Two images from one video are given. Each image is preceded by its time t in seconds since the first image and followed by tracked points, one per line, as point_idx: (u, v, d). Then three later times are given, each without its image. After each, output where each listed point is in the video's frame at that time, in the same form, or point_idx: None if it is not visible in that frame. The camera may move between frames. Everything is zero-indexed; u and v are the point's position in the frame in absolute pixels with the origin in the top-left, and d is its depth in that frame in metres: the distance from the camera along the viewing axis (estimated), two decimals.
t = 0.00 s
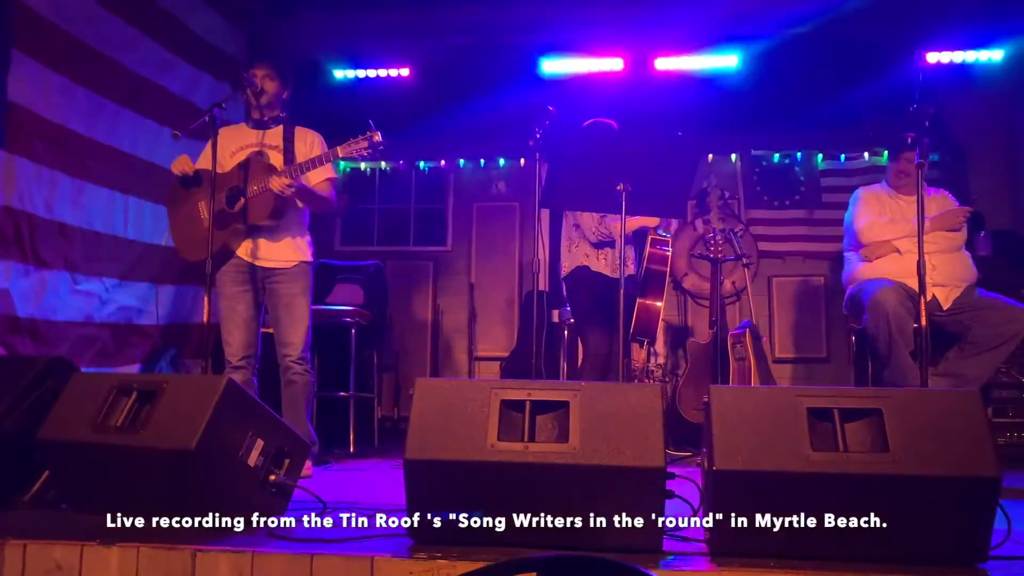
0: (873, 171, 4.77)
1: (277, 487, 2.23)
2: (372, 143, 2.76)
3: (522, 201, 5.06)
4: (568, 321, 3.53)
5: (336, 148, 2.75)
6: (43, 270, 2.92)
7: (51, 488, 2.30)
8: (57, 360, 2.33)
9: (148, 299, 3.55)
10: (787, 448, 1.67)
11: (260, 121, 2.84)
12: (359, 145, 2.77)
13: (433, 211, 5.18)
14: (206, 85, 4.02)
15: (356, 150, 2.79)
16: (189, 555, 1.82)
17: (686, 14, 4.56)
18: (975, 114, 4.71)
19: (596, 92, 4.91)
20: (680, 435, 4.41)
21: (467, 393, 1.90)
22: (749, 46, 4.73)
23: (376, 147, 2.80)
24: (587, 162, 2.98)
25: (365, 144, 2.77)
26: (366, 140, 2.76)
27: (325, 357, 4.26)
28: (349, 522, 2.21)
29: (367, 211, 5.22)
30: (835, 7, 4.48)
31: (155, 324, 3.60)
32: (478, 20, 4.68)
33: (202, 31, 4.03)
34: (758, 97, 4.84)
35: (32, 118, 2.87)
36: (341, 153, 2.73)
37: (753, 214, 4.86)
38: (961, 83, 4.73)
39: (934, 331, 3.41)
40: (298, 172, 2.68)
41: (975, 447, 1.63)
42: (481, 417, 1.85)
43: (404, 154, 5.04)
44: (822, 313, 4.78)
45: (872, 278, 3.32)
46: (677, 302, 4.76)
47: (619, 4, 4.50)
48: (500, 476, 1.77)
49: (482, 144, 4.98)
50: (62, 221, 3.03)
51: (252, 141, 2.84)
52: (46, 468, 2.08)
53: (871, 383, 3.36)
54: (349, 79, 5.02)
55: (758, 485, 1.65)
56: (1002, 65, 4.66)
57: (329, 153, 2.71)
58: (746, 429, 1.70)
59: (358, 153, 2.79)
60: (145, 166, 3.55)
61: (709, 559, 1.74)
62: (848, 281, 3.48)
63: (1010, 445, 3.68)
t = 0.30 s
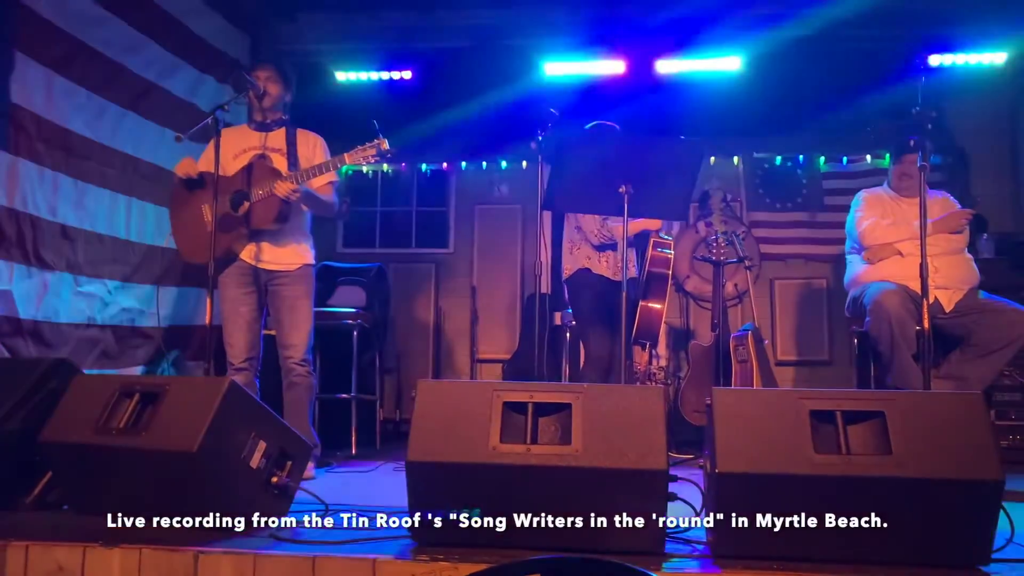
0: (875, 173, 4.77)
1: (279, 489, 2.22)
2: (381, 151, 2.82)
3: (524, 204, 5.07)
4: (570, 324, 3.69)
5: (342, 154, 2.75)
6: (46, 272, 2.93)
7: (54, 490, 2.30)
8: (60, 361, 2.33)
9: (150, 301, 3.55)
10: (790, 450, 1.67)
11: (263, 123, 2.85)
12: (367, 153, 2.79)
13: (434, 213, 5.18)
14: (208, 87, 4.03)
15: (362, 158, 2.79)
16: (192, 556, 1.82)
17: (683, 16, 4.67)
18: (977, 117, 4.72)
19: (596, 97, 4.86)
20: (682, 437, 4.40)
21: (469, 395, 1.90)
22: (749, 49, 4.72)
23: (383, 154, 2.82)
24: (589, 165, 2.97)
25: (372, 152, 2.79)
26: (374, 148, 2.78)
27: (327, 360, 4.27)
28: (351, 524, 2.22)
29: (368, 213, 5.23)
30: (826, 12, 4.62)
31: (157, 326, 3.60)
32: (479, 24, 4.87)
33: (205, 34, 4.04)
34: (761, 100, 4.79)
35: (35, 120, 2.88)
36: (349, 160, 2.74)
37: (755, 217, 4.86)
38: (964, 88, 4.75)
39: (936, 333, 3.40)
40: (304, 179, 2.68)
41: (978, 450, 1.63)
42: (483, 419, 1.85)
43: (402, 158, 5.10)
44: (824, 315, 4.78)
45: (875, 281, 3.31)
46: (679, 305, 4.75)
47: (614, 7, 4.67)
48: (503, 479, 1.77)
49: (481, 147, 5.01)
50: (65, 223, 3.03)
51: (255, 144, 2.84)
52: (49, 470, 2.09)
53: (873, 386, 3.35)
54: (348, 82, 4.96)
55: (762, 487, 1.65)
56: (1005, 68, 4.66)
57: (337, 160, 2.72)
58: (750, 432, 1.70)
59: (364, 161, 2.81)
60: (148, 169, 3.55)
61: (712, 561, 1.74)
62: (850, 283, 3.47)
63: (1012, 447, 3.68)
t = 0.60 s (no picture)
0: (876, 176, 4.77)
1: (280, 489, 2.23)
2: (379, 138, 2.76)
3: (525, 204, 5.08)
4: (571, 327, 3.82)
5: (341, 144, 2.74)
6: (47, 272, 2.92)
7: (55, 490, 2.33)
8: (62, 362, 2.33)
9: (151, 301, 3.55)
10: (792, 453, 1.67)
11: (264, 123, 2.85)
12: (367, 141, 2.77)
13: (435, 214, 5.18)
14: (210, 88, 4.03)
15: (362, 146, 2.78)
16: (193, 556, 1.82)
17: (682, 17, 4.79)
18: (979, 119, 4.71)
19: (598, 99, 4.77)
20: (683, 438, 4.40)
21: (471, 396, 1.90)
22: (750, 47, 4.74)
23: (383, 141, 2.77)
24: (591, 164, 2.97)
25: (372, 141, 2.77)
26: (374, 137, 2.75)
27: (329, 360, 4.27)
28: (352, 525, 2.22)
29: (369, 214, 5.23)
30: (822, 12, 4.70)
31: (158, 326, 3.60)
32: (482, 25, 4.92)
33: (207, 35, 4.04)
34: (766, 101, 4.73)
35: (36, 120, 2.88)
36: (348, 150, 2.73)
37: (757, 218, 4.85)
38: (967, 88, 4.74)
39: (937, 335, 3.40)
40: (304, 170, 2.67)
41: (979, 452, 1.63)
42: (484, 420, 1.85)
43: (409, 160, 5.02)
44: (825, 316, 4.77)
45: (876, 282, 3.31)
46: (680, 306, 4.75)
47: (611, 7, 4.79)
48: (504, 480, 1.77)
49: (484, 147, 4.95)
50: (66, 223, 3.03)
51: (257, 144, 2.83)
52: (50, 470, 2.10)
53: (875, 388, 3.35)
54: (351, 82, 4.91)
55: (765, 489, 1.65)
56: (1008, 69, 4.65)
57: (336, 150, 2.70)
58: (752, 434, 1.70)
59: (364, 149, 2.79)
60: (150, 169, 3.55)
61: (713, 562, 1.74)
62: (851, 284, 3.47)
63: (1013, 449, 3.67)
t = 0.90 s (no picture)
0: (876, 177, 4.78)
1: (280, 489, 2.23)
2: (358, 118, 2.73)
3: (526, 204, 5.07)
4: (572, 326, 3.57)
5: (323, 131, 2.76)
6: (48, 272, 2.92)
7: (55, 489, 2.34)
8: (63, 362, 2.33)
9: (152, 301, 3.55)
10: (793, 453, 1.67)
11: (266, 122, 2.85)
12: (347, 123, 2.75)
13: (435, 214, 5.18)
14: (210, 88, 4.03)
15: (343, 129, 2.76)
16: (194, 556, 1.83)
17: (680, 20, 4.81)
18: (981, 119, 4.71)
19: (598, 100, 4.76)
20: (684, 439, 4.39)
21: (471, 397, 1.90)
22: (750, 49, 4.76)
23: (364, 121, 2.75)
24: (592, 165, 2.95)
25: (352, 121, 2.74)
26: (352, 117, 2.73)
27: (329, 360, 4.27)
28: (353, 525, 2.22)
29: (370, 214, 5.23)
30: (818, 16, 4.75)
31: (159, 326, 3.60)
32: (480, 24, 4.92)
33: (208, 35, 4.05)
34: (767, 101, 4.72)
35: (37, 120, 2.88)
36: (327, 134, 2.73)
37: (758, 218, 4.85)
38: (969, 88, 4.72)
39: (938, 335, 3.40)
40: (289, 162, 2.71)
41: (979, 451, 1.64)
42: (484, 421, 1.85)
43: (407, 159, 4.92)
44: (826, 317, 4.77)
45: (877, 282, 3.30)
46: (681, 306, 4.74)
47: (610, 6, 4.79)
48: (505, 480, 1.77)
49: (483, 148, 4.85)
50: (67, 223, 3.03)
51: (259, 144, 2.82)
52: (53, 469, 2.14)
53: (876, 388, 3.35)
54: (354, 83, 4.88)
55: (766, 489, 1.65)
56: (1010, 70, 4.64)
57: (316, 137, 2.73)
58: (752, 434, 1.70)
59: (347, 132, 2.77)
60: (151, 169, 3.56)
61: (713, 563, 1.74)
62: (852, 284, 3.46)
63: (1014, 449, 3.67)
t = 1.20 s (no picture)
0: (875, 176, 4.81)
1: (281, 489, 2.25)
2: (347, 125, 2.67)
3: (527, 204, 5.08)
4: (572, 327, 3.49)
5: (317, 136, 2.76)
6: (48, 272, 2.92)
7: (55, 490, 2.34)
8: (63, 362, 2.33)
9: (153, 302, 3.55)
10: (793, 451, 1.67)
11: (267, 122, 2.85)
12: (337, 130, 2.70)
13: (436, 214, 5.19)
14: (211, 88, 4.03)
15: (335, 137, 2.73)
16: (194, 556, 1.83)
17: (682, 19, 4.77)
18: (982, 119, 4.70)
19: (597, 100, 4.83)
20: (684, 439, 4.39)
21: (471, 397, 1.90)
22: (752, 49, 4.64)
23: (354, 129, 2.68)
24: (593, 165, 2.94)
25: (342, 129, 2.69)
26: (341, 125, 2.68)
27: (330, 360, 4.27)
28: (354, 526, 2.23)
29: (371, 213, 5.23)
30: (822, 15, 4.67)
31: (159, 327, 3.60)
32: (484, 24, 4.91)
33: (209, 36, 4.05)
34: (768, 102, 4.68)
35: (37, 120, 2.88)
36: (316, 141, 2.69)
37: (758, 218, 4.85)
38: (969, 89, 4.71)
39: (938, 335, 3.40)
40: (283, 166, 2.73)
41: (980, 451, 1.64)
42: (484, 421, 1.85)
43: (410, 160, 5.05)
44: (827, 317, 4.77)
45: (877, 282, 3.31)
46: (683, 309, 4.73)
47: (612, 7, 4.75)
48: (505, 479, 1.77)
49: (484, 148, 4.95)
50: (67, 224, 3.03)
51: (258, 145, 2.82)
52: (54, 469, 2.15)
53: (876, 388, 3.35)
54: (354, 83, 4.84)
55: (765, 489, 1.65)
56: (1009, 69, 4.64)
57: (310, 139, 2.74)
58: (753, 435, 1.70)
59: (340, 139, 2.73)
60: (151, 170, 3.56)
61: (714, 563, 1.74)
62: (852, 284, 3.46)
63: (1015, 449, 3.67)
